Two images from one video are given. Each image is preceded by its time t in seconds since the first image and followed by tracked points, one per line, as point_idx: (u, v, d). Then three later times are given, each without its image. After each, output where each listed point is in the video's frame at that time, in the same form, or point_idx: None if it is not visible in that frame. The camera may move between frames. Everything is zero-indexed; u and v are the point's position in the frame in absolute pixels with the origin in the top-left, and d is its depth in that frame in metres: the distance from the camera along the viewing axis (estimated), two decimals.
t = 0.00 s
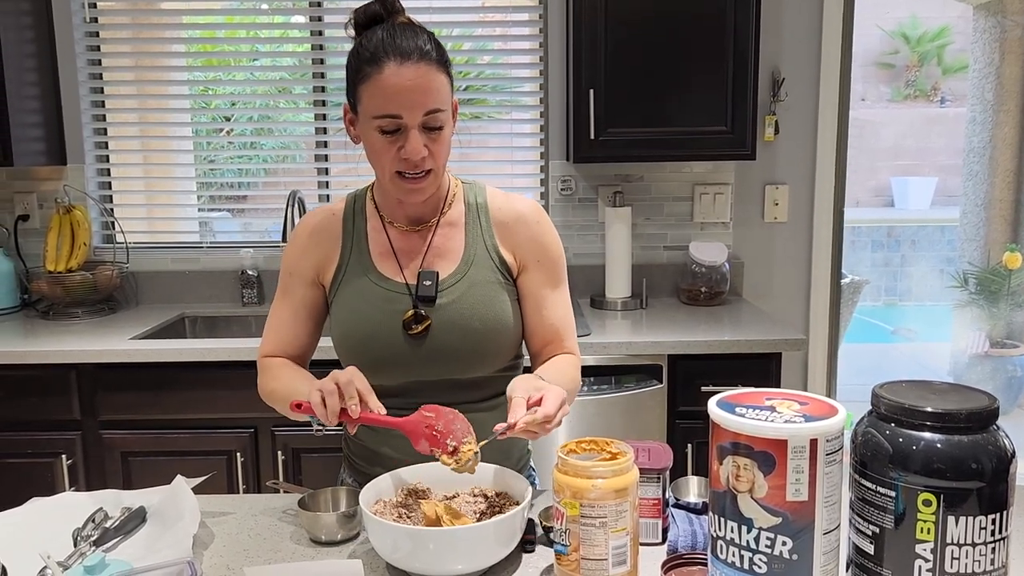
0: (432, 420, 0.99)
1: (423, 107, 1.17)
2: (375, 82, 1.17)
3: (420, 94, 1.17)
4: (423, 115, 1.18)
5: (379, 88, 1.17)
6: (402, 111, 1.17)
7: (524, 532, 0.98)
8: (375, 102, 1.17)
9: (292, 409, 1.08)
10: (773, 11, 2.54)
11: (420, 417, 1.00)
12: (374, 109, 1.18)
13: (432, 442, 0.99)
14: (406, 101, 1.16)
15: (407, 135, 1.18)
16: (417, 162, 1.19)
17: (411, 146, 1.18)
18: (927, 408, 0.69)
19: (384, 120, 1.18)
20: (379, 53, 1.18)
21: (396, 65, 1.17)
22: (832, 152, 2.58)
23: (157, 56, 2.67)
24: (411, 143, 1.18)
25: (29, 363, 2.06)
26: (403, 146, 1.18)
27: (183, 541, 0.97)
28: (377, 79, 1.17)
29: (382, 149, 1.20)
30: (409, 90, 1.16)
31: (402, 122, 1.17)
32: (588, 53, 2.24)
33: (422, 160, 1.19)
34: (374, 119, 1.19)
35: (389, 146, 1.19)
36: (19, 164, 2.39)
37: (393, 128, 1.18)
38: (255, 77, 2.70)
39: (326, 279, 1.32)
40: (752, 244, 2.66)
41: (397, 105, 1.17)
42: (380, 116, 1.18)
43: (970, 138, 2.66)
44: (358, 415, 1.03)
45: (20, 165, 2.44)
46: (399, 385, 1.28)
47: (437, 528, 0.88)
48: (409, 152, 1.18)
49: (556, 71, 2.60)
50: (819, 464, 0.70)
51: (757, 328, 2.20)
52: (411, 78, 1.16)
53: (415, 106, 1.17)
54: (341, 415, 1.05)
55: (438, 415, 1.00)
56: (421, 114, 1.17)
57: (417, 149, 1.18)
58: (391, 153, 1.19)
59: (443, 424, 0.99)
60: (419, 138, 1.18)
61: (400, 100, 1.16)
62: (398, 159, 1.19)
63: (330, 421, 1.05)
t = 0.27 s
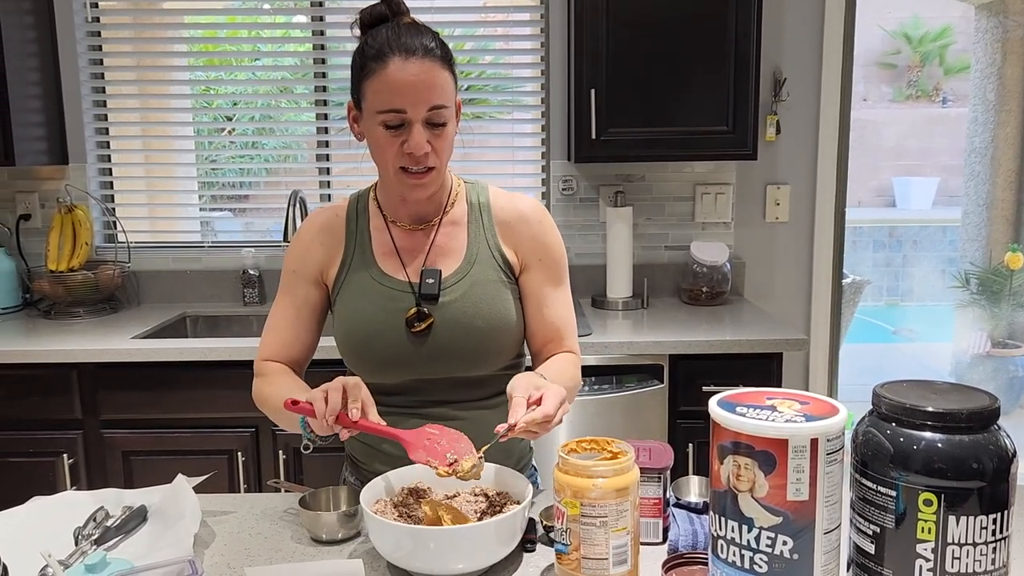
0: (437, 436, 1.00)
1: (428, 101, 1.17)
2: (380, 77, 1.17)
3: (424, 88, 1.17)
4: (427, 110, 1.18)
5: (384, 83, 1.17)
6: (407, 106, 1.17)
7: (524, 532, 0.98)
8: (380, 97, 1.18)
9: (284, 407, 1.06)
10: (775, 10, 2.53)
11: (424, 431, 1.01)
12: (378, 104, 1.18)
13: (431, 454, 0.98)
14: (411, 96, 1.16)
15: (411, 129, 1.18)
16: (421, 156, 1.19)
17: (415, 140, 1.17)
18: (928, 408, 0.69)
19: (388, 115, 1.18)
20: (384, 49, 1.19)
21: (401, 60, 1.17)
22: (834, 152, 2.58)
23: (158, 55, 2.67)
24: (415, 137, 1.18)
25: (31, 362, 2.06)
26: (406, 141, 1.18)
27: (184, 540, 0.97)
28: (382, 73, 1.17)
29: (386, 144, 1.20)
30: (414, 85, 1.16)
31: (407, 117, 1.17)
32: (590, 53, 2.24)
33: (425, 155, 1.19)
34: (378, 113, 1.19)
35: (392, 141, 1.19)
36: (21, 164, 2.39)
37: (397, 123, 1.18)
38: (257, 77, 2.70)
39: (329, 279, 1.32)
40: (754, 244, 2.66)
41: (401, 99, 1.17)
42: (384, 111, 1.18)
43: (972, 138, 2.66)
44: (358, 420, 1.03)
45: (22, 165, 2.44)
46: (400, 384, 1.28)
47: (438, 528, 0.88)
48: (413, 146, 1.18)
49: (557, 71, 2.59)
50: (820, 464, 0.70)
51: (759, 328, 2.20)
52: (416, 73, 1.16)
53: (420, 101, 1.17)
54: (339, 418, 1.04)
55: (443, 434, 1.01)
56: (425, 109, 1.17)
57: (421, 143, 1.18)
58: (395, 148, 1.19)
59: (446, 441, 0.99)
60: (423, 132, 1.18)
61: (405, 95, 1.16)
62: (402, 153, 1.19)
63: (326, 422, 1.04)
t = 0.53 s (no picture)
0: (432, 415, 1.01)
1: (433, 98, 1.17)
2: (386, 73, 1.17)
3: (430, 85, 1.17)
4: (433, 107, 1.18)
5: (390, 79, 1.17)
6: (412, 102, 1.17)
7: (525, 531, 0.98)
8: (385, 93, 1.18)
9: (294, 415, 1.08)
10: (776, 10, 2.53)
11: (421, 413, 1.01)
12: (384, 100, 1.18)
13: (432, 435, 1.00)
14: (417, 92, 1.17)
15: (416, 125, 1.18)
16: (425, 153, 1.19)
17: (420, 136, 1.17)
18: (929, 408, 0.69)
19: (393, 111, 1.18)
20: (391, 46, 1.19)
21: (407, 57, 1.17)
22: (836, 152, 2.58)
23: (160, 55, 2.67)
24: (420, 134, 1.18)
25: (33, 361, 2.06)
26: (411, 137, 1.18)
27: (186, 539, 0.97)
28: (388, 70, 1.17)
29: (391, 140, 1.20)
30: (420, 81, 1.16)
31: (412, 113, 1.17)
32: (592, 53, 2.24)
33: (430, 152, 1.19)
34: (383, 109, 1.19)
35: (397, 137, 1.19)
36: (23, 163, 2.39)
37: (402, 119, 1.18)
38: (259, 77, 2.71)
39: (330, 280, 1.31)
40: (756, 244, 2.66)
41: (407, 95, 1.17)
42: (389, 107, 1.18)
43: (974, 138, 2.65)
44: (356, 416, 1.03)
45: (23, 165, 2.44)
46: (401, 384, 1.28)
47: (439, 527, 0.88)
48: (418, 142, 1.18)
49: (559, 71, 2.59)
50: (821, 463, 0.70)
51: (760, 328, 2.20)
52: (423, 70, 1.17)
53: (426, 97, 1.17)
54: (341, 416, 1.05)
55: (439, 411, 1.02)
56: (431, 106, 1.18)
57: (426, 139, 1.18)
58: (399, 144, 1.19)
59: (444, 419, 1.01)
60: (428, 129, 1.18)
61: (412, 91, 1.16)
62: (407, 150, 1.19)
63: (330, 422, 1.05)
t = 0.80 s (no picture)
0: (433, 425, 1.01)
1: (436, 99, 1.17)
2: (389, 73, 1.17)
3: (433, 85, 1.17)
4: (435, 108, 1.18)
5: (393, 78, 1.17)
6: (415, 102, 1.17)
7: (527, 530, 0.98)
8: (388, 92, 1.18)
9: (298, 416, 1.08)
10: (779, 9, 2.53)
11: (422, 424, 1.01)
12: (387, 99, 1.18)
13: (431, 447, 0.99)
14: (420, 92, 1.16)
15: (418, 125, 1.18)
16: (427, 153, 1.19)
17: (421, 136, 1.18)
18: (931, 407, 0.69)
19: (396, 111, 1.18)
20: (394, 46, 1.19)
21: (410, 57, 1.17)
22: (839, 151, 2.57)
23: (162, 55, 2.67)
24: (422, 134, 1.18)
25: (35, 361, 2.06)
26: (413, 137, 1.18)
27: (187, 538, 0.97)
28: (391, 69, 1.17)
29: (392, 139, 1.20)
30: (422, 81, 1.16)
31: (415, 113, 1.17)
32: (594, 53, 2.24)
33: (432, 152, 1.19)
34: (385, 109, 1.19)
35: (399, 137, 1.19)
36: (25, 163, 2.39)
37: (404, 119, 1.18)
38: (261, 76, 2.71)
39: (332, 279, 1.31)
40: (758, 244, 2.66)
41: (410, 95, 1.17)
42: (391, 107, 1.18)
43: (976, 138, 2.65)
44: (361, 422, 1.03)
45: (26, 164, 2.44)
46: (402, 383, 1.28)
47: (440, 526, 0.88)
48: (420, 142, 1.18)
49: (561, 70, 2.59)
50: (822, 462, 0.70)
51: (762, 328, 2.19)
52: (426, 70, 1.16)
53: (428, 98, 1.17)
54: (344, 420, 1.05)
55: (441, 423, 1.01)
56: (433, 106, 1.18)
57: (427, 140, 1.18)
58: (401, 144, 1.19)
59: (444, 430, 1.00)
60: (429, 129, 1.18)
61: (414, 91, 1.16)
62: (408, 149, 1.19)
63: (334, 427, 1.05)
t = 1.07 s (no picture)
0: (428, 414, 1.00)
1: (443, 97, 1.17)
2: (396, 69, 1.17)
3: (440, 83, 1.17)
4: (442, 106, 1.18)
5: (401, 75, 1.17)
6: (422, 100, 1.16)
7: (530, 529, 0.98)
8: (395, 89, 1.17)
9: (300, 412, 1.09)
10: (782, 8, 2.53)
11: (418, 413, 1.00)
12: (394, 96, 1.18)
13: (430, 436, 1.00)
14: (427, 89, 1.16)
15: (424, 123, 1.17)
16: (433, 150, 1.19)
17: (428, 134, 1.17)
18: (935, 405, 0.68)
19: (402, 108, 1.18)
20: (402, 42, 1.18)
21: (418, 54, 1.17)
22: (842, 150, 2.57)
23: (164, 53, 2.67)
24: (429, 131, 1.18)
25: (38, 359, 2.06)
26: (419, 134, 1.18)
27: (189, 537, 0.97)
28: (399, 66, 1.17)
29: (398, 136, 1.20)
30: (430, 79, 1.16)
31: (421, 110, 1.17)
32: (596, 52, 2.23)
33: (438, 150, 1.19)
34: (392, 105, 1.18)
35: (405, 134, 1.19)
36: (27, 161, 2.40)
37: (411, 116, 1.18)
38: (263, 75, 2.71)
39: (334, 276, 1.31)
40: (761, 243, 2.65)
41: (417, 92, 1.16)
42: (398, 103, 1.18)
43: (980, 137, 2.64)
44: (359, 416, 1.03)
45: (28, 163, 2.45)
46: (405, 381, 1.28)
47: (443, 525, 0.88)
48: (426, 140, 1.18)
49: (563, 69, 2.59)
50: (826, 461, 0.70)
51: (765, 327, 2.19)
52: (434, 68, 1.16)
53: (436, 96, 1.17)
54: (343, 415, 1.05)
55: (436, 410, 1.01)
56: (440, 104, 1.17)
57: (434, 137, 1.18)
58: (407, 141, 1.19)
59: (440, 419, 1.00)
60: (436, 127, 1.18)
61: (422, 88, 1.16)
62: (414, 146, 1.19)
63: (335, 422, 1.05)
